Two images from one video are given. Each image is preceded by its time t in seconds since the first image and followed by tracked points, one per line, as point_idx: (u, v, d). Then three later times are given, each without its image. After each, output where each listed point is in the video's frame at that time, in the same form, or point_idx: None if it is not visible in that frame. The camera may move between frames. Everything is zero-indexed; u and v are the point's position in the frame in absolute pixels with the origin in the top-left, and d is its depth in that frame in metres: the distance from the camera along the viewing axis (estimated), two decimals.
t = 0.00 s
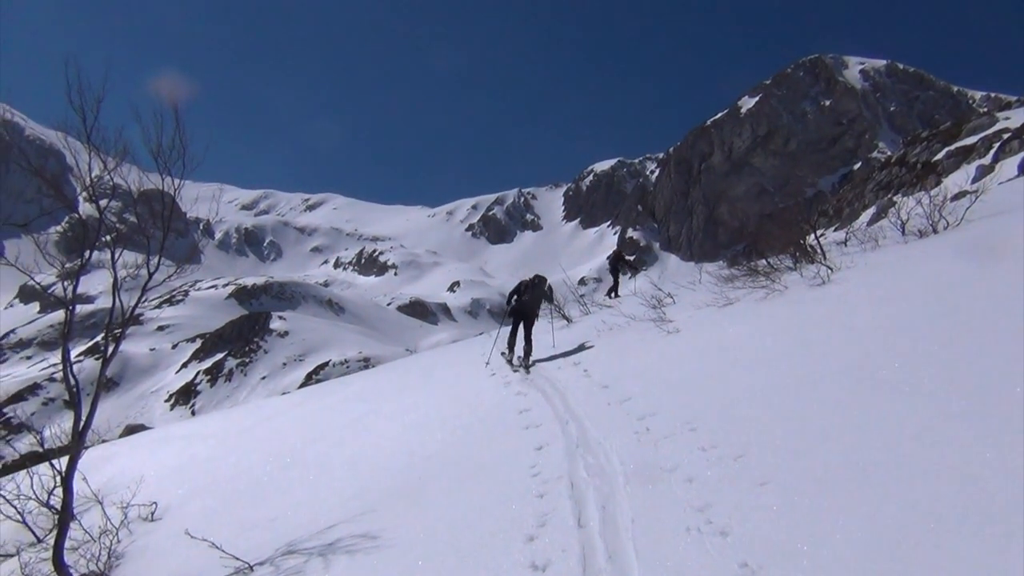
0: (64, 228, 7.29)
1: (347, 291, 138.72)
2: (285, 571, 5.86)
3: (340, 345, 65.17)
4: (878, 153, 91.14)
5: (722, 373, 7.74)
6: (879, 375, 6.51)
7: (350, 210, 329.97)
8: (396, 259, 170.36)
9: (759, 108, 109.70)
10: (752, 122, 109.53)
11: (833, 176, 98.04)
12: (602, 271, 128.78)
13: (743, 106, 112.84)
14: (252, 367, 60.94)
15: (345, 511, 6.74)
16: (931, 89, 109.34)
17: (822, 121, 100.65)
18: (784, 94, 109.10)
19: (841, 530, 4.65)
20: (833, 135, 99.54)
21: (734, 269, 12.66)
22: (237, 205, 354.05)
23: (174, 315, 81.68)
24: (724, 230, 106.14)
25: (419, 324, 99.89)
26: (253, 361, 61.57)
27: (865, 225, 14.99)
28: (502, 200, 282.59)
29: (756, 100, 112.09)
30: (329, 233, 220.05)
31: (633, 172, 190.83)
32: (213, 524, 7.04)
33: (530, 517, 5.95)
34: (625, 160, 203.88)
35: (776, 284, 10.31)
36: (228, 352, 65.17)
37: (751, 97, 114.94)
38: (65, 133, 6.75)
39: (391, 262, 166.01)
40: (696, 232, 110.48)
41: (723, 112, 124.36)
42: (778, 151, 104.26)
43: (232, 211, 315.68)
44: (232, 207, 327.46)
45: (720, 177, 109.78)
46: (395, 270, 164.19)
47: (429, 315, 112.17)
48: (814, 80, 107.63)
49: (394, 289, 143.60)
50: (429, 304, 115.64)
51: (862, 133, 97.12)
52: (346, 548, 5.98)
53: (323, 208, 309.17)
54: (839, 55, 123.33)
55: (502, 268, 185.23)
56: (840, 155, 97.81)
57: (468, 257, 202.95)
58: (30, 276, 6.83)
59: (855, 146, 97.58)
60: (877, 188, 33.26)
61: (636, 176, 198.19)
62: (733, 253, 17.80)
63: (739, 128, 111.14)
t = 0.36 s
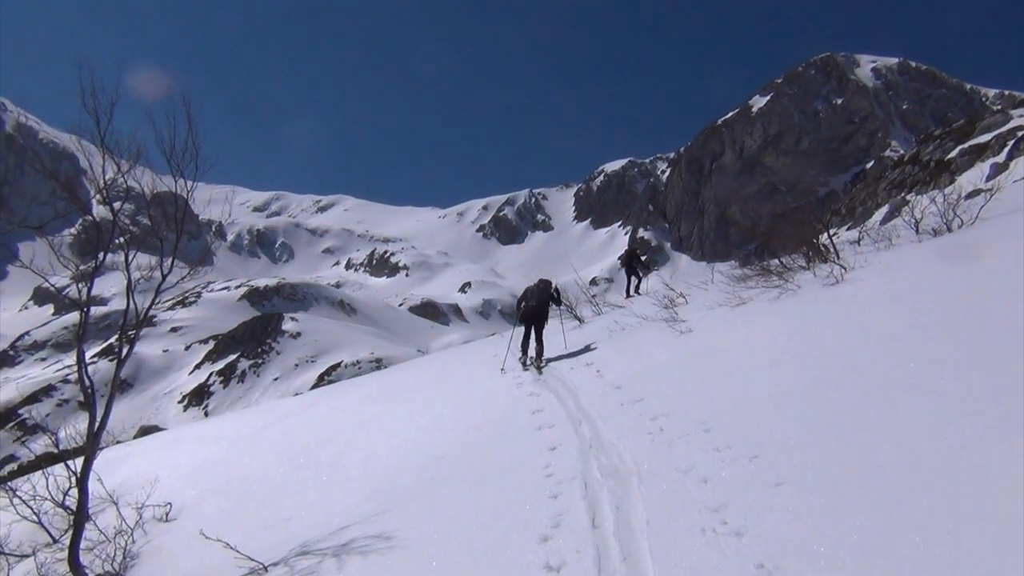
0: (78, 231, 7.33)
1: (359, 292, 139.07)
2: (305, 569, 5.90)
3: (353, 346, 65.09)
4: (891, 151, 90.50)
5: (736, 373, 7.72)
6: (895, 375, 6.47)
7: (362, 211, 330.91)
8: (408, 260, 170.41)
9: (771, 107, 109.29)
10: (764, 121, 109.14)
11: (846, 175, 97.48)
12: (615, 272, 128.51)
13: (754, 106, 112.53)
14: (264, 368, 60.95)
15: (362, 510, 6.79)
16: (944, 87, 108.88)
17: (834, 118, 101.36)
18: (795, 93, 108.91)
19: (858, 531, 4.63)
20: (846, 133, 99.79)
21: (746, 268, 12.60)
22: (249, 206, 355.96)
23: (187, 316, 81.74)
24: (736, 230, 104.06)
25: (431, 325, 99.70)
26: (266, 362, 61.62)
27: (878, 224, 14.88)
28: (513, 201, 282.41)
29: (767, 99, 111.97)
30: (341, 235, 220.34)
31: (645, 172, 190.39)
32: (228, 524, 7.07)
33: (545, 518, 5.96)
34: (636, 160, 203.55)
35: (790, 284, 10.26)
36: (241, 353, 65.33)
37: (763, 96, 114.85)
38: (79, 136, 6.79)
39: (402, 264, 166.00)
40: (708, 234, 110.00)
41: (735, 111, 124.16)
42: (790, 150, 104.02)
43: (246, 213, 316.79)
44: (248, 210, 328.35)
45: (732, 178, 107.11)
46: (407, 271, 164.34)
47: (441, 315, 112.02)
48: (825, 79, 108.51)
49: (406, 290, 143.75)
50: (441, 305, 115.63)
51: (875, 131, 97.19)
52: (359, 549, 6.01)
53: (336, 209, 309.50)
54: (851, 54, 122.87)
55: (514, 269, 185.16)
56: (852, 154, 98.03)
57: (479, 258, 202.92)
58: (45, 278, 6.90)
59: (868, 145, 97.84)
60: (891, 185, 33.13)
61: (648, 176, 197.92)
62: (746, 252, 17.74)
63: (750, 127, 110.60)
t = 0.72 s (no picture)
0: (130, 241, 7.50)
1: (403, 294, 140.27)
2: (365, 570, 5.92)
3: (398, 350, 64.68)
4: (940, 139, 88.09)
5: (785, 370, 7.62)
6: (950, 369, 6.31)
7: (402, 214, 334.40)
8: (450, 261, 170.31)
9: (814, 99, 107.85)
10: (807, 113, 107.54)
11: (894, 166, 93.97)
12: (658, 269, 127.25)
13: (797, 98, 110.88)
14: (311, 372, 60.76)
15: (420, 512, 6.83)
16: (994, 73, 106.42)
17: (880, 109, 98.89)
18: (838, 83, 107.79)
19: (916, 529, 4.53)
20: (892, 123, 97.37)
21: (794, 263, 12.45)
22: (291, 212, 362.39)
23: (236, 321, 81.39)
24: (781, 225, 102.99)
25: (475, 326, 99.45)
26: (313, 366, 61.73)
27: (930, 215, 14.57)
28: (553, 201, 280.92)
29: (810, 91, 110.65)
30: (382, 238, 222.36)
31: (687, 168, 188.12)
32: (281, 526, 7.19)
33: (594, 518, 5.93)
34: (677, 156, 201.24)
35: (838, 277, 10.12)
36: (289, 357, 65.04)
37: (805, 88, 113.69)
38: (130, 149, 6.96)
39: (445, 265, 166.05)
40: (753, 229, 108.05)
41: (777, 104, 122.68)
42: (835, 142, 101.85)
43: (288, 219, 321.79)
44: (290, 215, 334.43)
45: (775, 171, 106.74)
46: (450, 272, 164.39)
47: (484, 317, 111.55)
48: (869, 69, 106.36)
49: (451, 291, 144.16)
50: (485, 305, 115.31)
51: (923, 120, 94.38)
52: (411, 550, 6.05)
53: (380, 213, 312.11)
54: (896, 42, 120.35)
55: (554, 268, 184.52)
56: (899, 144, 95.30)
57: (520, 258, 202.29)
58: (98, 287, 7.07)
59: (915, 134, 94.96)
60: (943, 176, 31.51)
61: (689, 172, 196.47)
62: (796, 247, 17.45)
63: (793, 119, 109.37)
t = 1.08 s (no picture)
0: (188, 248, 7.67)
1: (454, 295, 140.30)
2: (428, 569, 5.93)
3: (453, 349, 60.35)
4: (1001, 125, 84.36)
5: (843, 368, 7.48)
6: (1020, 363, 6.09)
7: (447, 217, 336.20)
8: (500, 262, 168.86)
9: (867, 90, 105.93)
10: (861, 104, 104.68)
11: (953, 156, 89.90)
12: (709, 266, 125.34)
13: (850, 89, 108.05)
14: (365, 374, 57.14)
15: (482, 511, 6.82)
16: None
17: (937, 98, 97.27)
18: (892, 73, 105.73)
19: (986, 530, 4.38)
20: (950, 113, 95.52)
21: (850, 257, 12.24)
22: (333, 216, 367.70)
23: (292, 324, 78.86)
24: (836, 219, 99.16)
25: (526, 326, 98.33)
26: (367, 367, 57.93)
27: (993, 204, 14.19)
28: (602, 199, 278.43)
29: (863, 82, 108.50)
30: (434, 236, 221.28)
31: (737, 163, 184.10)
32: (338, 527, 7.28)
33: (651, 517, 5.87)
34: (728, 151, 197.52)
35: (898, 271, 9.92)
36: (343, 359, 61.75)
37: (859, 78, 111.36)
38: (187, 157, 7.12)
39: (495, 265, 165.02)
40: (808, 222, 104.03)
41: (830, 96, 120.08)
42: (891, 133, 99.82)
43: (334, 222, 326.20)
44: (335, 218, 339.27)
45: (829, 163, 104.91)
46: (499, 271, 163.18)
47: (536, 316, 108.96)
48: (926, 57, 104.25)
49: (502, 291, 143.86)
50: (536, 305, 113.74)
51: (982, 108, 92.20)
52: (467, 550, 6.08)
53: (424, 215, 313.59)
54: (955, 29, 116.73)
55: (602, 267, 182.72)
56: (958, 133, 92.61)
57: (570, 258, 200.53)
58: (158, 293, 7.30)
59: (975, 123, 92.70)
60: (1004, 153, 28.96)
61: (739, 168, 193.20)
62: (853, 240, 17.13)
63: (846, 111, 106.16)
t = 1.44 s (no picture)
0: (241, 257, 7.87)
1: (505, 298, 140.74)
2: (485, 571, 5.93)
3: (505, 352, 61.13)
4: None
5: (901, 364, 7.32)
6: None
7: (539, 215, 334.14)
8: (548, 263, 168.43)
9: (920, 78, 101.71)
10: (914, 92, 101.02)
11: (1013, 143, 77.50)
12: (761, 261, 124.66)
13: (902, 79, 105.98)
14: (417, 377, 57.15)
15: (539, 513, 6.84)
16: None
17: (993, 86, 92.03)
18: (947, 60, 102.10)
19: None
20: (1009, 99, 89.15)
21: (906, 251, 12.11)
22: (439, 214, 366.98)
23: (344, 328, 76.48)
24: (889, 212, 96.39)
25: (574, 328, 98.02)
26: (419, 371, 57.96)
27: None
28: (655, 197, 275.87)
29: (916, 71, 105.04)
30: (480, 238, 221.53)
31: (788, 157, 180.93)
32: (394, 533, 7.44)
33: (707, 518, 5.80)
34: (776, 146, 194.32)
35: (956, 263, 9.76)
36: (395, 363, 60.83)
37: (910, 68, 108.09)
38: (239, 168, 7.32)
39: (544, 266, 164.70)
40: (863, 216, 104.22)
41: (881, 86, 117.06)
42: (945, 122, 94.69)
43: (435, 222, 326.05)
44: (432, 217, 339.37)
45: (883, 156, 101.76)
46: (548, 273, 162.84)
47: (585, 318, 112.81)
48: (981, 43, 100.56)
49: (551, 293, 144.24)
50: (586, 308, 115.72)
51: None
52: (522, 552, 6.07)
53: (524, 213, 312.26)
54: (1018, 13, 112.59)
55: (650, 266, 181.94)
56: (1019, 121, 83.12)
57: (619, 258, 199.51)
58: (214, 301, 7.47)
59: None
60: None
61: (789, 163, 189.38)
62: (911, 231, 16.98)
63: (898, 102, 103.10)
